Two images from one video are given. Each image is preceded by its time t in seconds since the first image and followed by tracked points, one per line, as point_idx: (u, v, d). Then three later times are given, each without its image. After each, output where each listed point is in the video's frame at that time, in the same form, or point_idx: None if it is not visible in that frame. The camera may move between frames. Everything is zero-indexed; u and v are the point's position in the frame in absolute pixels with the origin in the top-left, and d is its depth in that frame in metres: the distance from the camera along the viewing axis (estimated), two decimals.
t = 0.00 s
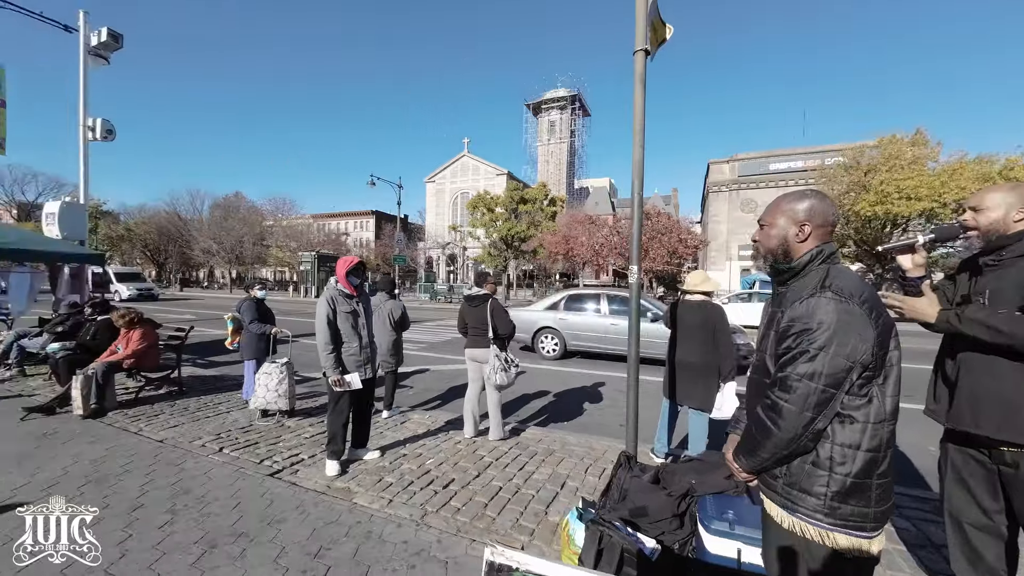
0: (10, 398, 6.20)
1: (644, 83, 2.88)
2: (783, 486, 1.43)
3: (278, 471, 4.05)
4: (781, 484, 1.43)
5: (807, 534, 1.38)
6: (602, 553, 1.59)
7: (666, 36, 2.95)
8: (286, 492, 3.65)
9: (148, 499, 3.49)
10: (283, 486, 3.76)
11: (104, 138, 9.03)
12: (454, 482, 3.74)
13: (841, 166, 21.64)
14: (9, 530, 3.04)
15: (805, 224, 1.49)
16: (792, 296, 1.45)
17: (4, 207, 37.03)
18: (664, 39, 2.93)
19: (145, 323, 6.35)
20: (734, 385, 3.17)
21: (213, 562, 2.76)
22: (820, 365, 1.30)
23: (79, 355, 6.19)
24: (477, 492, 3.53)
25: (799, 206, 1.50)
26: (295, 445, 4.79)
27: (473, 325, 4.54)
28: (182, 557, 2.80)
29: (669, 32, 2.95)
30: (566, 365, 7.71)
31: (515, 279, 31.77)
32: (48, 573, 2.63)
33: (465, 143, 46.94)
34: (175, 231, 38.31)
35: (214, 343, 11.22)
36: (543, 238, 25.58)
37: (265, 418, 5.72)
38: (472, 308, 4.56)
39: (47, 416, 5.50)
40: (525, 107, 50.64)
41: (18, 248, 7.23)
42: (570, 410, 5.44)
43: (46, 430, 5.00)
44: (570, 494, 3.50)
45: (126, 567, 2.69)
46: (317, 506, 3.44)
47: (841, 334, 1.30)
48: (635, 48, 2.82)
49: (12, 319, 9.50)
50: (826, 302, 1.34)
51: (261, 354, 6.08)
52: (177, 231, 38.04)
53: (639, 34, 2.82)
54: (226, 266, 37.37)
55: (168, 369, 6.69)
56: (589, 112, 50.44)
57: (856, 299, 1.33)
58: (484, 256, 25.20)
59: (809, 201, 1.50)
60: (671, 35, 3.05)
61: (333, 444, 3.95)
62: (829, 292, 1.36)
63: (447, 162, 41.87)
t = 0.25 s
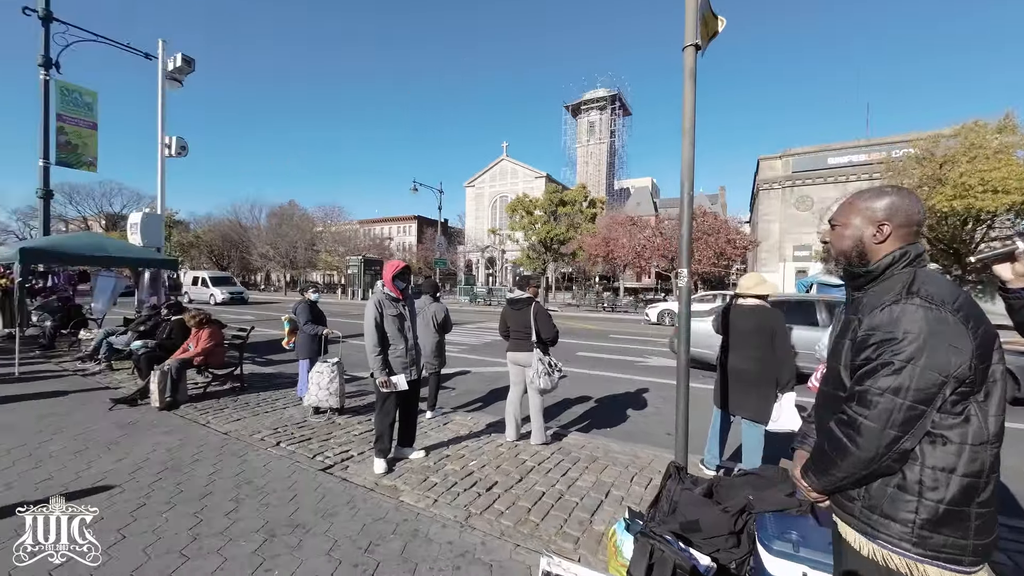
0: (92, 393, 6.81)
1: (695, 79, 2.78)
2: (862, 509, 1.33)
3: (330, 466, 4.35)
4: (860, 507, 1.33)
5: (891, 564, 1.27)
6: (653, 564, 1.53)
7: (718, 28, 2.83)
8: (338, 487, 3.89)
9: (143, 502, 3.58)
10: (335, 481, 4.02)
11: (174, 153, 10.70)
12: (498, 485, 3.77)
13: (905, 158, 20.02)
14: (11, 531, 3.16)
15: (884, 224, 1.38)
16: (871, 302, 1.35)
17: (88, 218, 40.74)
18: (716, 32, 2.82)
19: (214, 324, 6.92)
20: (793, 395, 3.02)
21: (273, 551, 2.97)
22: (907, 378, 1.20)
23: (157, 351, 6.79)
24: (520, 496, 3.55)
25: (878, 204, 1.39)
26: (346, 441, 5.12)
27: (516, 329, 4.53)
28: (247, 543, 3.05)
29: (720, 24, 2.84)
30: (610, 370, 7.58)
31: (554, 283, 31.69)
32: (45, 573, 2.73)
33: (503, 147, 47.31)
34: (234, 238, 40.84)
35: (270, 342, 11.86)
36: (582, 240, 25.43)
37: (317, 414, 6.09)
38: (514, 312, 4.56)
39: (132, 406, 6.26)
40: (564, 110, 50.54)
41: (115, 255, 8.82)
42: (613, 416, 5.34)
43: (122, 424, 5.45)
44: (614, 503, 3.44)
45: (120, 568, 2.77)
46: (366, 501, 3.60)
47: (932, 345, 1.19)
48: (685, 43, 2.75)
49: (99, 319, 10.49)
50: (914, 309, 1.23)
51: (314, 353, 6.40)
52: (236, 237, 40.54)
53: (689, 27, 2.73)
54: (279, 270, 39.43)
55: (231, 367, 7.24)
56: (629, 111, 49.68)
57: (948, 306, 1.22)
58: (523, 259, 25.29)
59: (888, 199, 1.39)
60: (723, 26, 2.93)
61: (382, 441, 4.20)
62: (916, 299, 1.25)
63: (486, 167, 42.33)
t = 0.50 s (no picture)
0: (158, 388, 7.32)
1: (746, 73, 2.70)
2: (951, 542, 1.22)
3: (374, 464, 4.53)
4: (948, 538, 1.23)
5: None
6: None
7: (773, 19, 2.73)
8: (381, 484, 4.05)
9: (140, 502, 3.67)
10: (379, 479, 4.19)
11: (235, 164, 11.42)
12: (538, 491, 3.76)
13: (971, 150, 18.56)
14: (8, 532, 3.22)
15: (975, 223, 1.26)
16: (959, 311, 1.24)
17: (155, 226, 43.87)
18: (770, 24, 2.71)
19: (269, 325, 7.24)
20: (856, 409, 2.86)
21: (322, 544, 3.13)
22: (1005, 396, 1.09)
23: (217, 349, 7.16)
24: (560, 503, 3.52)
25: (967, 201, 1.28)
26: (388, 439, 5.30)
27: (555, 332, 4.51)
28: (298, 536, 3.24)
29: (775, 14, 2.72)
30: (650, 375, 7.42)
31: (590, 285, 31.42)
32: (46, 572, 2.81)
33: (540, 149, 47.34)
34: (283, 243, 42.86)
35: (317, 343, 12.34)
36: (620, 242, 25.11)
37: (361, 412, 6.28)
38: (553, 315, 4.57)
39: (195, 400, 6.70)
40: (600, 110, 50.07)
41: (180, 261, 9.47)
42: (655, 423, 5.22)
43: (182, 420, 5.82)
44: (658, 514, 3.36)
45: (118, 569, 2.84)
46: (408, 500, 3.73)
47: None
48: (736, 37, 2.70)
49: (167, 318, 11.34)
50: (1013, 318, 1.12)
51: (359, 354, 6.58)
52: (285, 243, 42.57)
53: (741, 20, 2.66)
54: (324, 273, 41.03)
55: (282, 365, 7.57)
56: (669, 109, 48.59)
57: None
58: (559, 262, 25.21)
59: (979, 196, 1.27)
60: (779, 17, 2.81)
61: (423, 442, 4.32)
62: (1018, 306, 1.12)
63: (522, 170, 42.44)
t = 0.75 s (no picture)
0: (211, 385, 7.72)
1: (798, 65, 2.62)
2: None
3: (411, 463, 4.61)
4: None
5: None
6: None
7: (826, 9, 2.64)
8: (419, 484, 4.14)
9: (140, 503, 3.70)
10: (416, 478, 4.26)
11: (281, 173, 11.88)
12: (574, 497, 3.75)
13: None
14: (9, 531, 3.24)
15: None
16: None
17: (206, 231, 46.40)
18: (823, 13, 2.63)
19: (313, 325, 7.48)
20: (924, 422, 2.62)
21: (363, 541, 3.21)
22: None
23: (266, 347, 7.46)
24: (598, 510, 3.49)
25: None
26: (425, 439, 5.38)
27: (591, 335, 4.55)
28: (341, 530, 3.34)
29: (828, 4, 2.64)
30: (689, 380, 7.27)
31: (624, 287, 31.04)
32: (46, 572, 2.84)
33: (572, 150, 47.14)
34: (323, 246, 44.39)
35: (357, 343, 12.67)
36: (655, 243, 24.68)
37: (398, 412, 6.37)
38: (589, 318, 4.61)
39: (246, 396, 7.03)
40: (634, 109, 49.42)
41: (230, 264, 9.93)
42: (695, 431, 5.09)
43: (233, 415, 6.11)
44: (700, 525, 3.28)
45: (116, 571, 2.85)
46: (445, 501, 3.79)
47: None
48: (786, 28, 2.65)
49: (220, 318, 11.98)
50: None
51: (396, 354, 6.67)
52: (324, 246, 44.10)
53: (792, 11, 2.61)
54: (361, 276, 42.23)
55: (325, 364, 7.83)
56: (706, 105, 47.34)
57: None
58: (592, 263, 25.03)
59: None
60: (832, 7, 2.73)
61: (459, 443, 4.35)
62: None
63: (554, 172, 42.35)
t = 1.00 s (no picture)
0: (254, 382, 8.06)
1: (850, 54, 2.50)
2: None
3: (443, 463, 4.66)
4: None
5: None
6: None
7: None
8: (451, 485, 4.19)
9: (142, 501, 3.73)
10: (449, 478, 4.33)
11: (319, 179, 12.23)
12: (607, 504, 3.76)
13: None
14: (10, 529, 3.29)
15: None
16: None
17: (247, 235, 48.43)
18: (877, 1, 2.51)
19: (352, 326, 7.61)
20: (993, 438, 2.47)
21: (398, 539, 3.29)
22: None
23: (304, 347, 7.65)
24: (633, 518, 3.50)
25: None
26: (456, 440, 5.38)
27: (624, 339, 4.60)
28: (376, 528, 3.43)
29: None
30: (724, 385, 7.12)
31: (654, 289, 30.56)
32: (48, 573, 2.88)
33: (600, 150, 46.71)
34: (356, 249, 45.53)
35: (391, 344, 12.89)
36: (687, 243, 24.18)
37: (430, 412, 6.41)
38: (622, 321, 4.68)
39: (286, 394, 7.22)
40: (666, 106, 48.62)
41: (270, 267, 10.30)
42: (733, 439, 4.96)
43: (276, 411, 6.35)
44: (741, 537, 3.26)
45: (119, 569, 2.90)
46: (478, 503, 3.84)
47: None
48: (837, 15, 2.52)
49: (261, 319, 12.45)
50: None
51: (427, 355, 6.71)
52: (357, 249, 45.23)
53: None
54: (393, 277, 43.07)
55: (359, 364, 7.98)
56: (740, 100, 46.01)
57: None
58: (622, 264, 24.74)
59: None
60: None
61: (490, 445, 4.35)
62: None
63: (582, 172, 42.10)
